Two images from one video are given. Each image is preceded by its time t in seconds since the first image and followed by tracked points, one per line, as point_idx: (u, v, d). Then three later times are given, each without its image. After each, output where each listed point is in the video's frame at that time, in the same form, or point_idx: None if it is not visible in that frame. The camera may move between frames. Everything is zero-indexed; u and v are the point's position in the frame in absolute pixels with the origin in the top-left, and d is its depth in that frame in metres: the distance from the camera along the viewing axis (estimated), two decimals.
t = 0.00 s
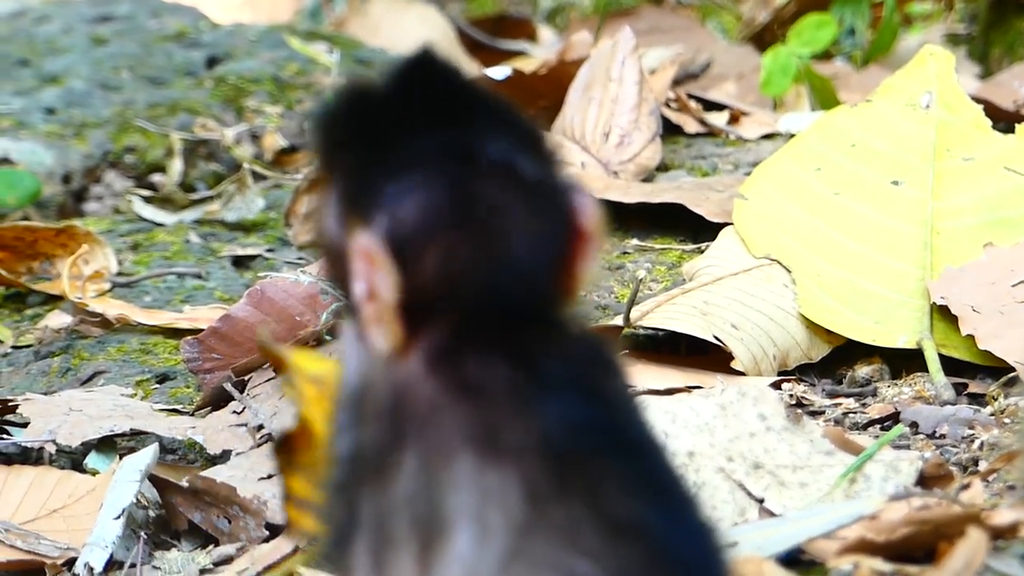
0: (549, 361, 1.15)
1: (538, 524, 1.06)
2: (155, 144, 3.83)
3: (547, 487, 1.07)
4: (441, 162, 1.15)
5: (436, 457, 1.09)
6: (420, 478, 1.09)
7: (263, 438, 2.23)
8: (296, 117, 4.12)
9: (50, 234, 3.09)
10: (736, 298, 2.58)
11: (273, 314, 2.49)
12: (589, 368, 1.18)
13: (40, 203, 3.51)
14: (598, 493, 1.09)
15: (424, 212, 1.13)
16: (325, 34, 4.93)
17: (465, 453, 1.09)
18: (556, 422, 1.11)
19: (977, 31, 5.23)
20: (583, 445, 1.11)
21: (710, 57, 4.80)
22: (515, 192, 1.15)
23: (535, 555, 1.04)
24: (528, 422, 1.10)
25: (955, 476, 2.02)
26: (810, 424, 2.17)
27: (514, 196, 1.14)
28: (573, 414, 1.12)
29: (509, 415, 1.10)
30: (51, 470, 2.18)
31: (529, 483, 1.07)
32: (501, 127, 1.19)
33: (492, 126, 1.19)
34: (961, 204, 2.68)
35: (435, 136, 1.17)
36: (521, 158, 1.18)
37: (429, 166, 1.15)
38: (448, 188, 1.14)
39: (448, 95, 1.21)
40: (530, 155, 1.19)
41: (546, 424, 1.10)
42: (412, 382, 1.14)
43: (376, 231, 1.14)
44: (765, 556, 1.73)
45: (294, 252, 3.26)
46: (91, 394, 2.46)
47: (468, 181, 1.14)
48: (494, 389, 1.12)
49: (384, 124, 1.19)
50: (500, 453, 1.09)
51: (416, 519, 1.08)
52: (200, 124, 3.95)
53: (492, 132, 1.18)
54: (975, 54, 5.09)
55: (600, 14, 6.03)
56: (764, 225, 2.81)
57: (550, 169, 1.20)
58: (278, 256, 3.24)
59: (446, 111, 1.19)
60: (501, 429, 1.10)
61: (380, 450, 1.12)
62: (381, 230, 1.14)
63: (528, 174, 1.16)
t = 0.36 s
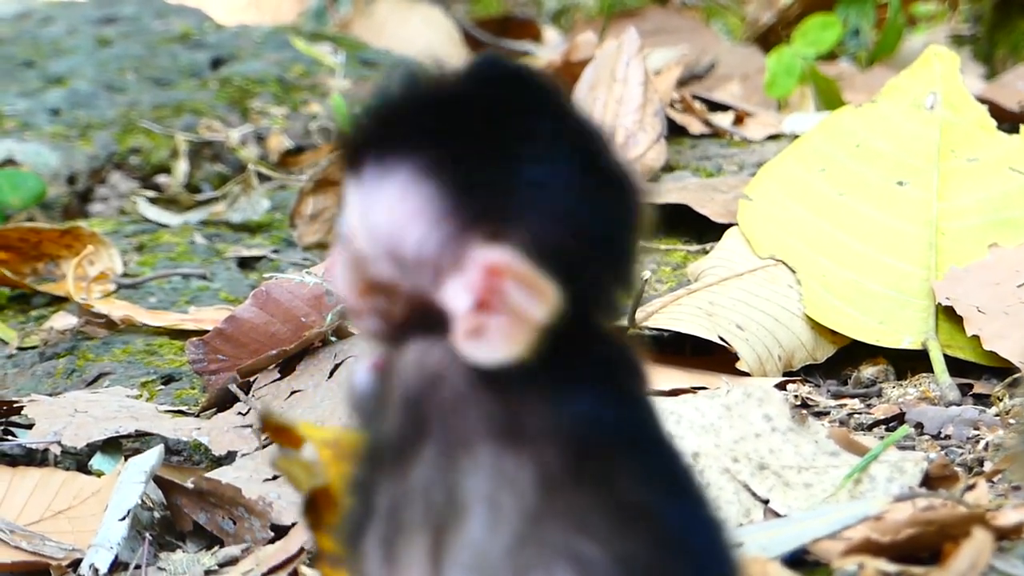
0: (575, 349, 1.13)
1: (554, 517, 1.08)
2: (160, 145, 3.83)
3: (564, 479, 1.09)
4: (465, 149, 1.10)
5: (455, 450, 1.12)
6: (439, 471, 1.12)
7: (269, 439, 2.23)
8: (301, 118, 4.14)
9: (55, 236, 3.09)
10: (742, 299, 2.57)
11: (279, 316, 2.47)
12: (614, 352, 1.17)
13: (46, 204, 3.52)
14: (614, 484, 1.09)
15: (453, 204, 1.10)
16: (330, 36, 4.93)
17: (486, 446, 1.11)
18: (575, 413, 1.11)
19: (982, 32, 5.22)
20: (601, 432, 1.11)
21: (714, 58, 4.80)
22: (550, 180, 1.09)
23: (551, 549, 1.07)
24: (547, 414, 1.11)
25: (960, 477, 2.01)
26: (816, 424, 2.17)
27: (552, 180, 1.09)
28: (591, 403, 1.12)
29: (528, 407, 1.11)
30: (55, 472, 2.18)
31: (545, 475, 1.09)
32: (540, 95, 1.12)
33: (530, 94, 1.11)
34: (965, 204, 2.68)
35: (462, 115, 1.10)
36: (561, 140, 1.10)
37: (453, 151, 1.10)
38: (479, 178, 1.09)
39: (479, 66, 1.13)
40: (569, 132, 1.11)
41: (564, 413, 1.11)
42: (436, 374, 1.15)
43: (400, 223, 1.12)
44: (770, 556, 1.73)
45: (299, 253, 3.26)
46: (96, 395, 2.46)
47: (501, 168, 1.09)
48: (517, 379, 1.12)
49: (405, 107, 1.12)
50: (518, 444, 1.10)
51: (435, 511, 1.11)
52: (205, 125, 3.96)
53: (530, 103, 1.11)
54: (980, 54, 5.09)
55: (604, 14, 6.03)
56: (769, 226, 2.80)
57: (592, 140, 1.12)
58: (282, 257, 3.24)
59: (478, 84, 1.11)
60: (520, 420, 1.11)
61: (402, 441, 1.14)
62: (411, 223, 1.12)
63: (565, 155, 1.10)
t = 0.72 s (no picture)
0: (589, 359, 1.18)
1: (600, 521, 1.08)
2: (166, 145, 3.83)
3: (603, 483, 1.09)
4: (501, 170, 1.13)
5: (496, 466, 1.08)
6: (482, 489, 1.08)
7: (273, 440, 2.23)
8: (306, 119, 4.16)
9: (60, 236, 3.08)
10: (747, 299, 2.57)
11: (283, 316, 2.49)
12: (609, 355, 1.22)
13: (51, 204, 3.52)
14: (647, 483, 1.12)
15: (494, 231, 1.13)
16: (335, 36, 4.93)
17: (532, 463, 1.08)
18: (601, 422, 1.12)
19: (988, 33, 5.22)
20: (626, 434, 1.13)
21: (720, 58, 4.80)
22: (578, 192, 1.14)
23: (599, 552, 1.07)
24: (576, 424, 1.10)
25: (965, 476, 2.01)
26: (821, 424, 2.17)
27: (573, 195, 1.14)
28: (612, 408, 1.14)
29: (562, 418, 1.10)
30: (59, 471, 2.17)
31: (583, 480, 1.08)
32: (545, 116, 1.16)
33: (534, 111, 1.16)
34: (971, 205, 2.67)
35: (490, 143, 1.13)
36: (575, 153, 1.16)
37: (489, 179, 1.13)
38: (518, 200, 1.13)
39: (485, 94, 1.16)
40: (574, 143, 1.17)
41: (594, 415, 1.11)
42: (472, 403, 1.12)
43: (437, 253, 1.13)
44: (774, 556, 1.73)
45: (305, 253, 3.26)
46: (100, 395, 2.46)
47: (536, 188, 1.13)
48: (548, 395, 1.12)
49: (416, 148, 1.14)
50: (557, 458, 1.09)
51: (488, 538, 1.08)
52: (210, 126, 3.96)
53: (540, 118, 1.16)
54: (986, 55, 5.08)
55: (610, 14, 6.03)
56: (774, 226, 2.80)
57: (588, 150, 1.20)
58: (288, 257, 3.25)
59: (491, 116, 1.15)
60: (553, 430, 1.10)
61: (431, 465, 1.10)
62: (452, 251, 1.13)
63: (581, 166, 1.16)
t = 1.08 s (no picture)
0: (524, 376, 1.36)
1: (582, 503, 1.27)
2: (173, 145, 3.85)
3: (585, 473, 1.27)
4: (438, 229, 1.29)
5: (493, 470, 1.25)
6: (490, 494, 1.24)
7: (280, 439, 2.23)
8: (314, 118, 4.15)
9: (68, 235, 3.09)
10: (754, 299, 2.57)
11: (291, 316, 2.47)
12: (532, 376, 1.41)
13: (59, 203, 3.52)
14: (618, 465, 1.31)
15: (449, 284, 1.29)
16: (343, 36, 4.93)
17: (524, 463, 1.25)
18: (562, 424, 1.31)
19: (995, 34, 5.20)
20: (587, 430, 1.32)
21: (728, 59, 4.79)
22: (490, 240, 1.34)
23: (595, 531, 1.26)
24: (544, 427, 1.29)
25: (973, 478, 2.00)
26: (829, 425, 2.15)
27: (488, 242, 1.34)
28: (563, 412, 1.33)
29: (537, 424, 1.29)
30: (67, 471, 2.17)
31: (570, 473, 1.26)
32: (446, 167, 1.33)
33: (440, 167, 1.32)
34: (978, 207, 2.67)
35: (424, 205, 1.28)
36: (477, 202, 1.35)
37: (431, 237, 1.28)
38: (457, 252, 1.30)
39: (401, 158, 1.30)
40: (471, 191, 1.35)
41: (558, 422, 1.31)
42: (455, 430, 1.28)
43: (405, 309, 1.27)
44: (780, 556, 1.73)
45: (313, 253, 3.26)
46: (109, 394, 2.47)
47: (469, 238, 1.31)
48: (515, 408, 1.30)
49: (354, 226, 1.26)
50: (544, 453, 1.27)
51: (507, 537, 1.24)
52: (218, 125, 3.96)
53: (446, 173, 1.32)
54: (993, 56, 5.07)
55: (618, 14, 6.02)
56: (782, 226, 2.80)
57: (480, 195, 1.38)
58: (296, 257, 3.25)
59: (417, 185, 1.29)
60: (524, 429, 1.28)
61: (435, 483, 1.27)
62: (417, 302, 1.27)
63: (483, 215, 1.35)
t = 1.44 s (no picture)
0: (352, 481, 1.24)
1: None
2: (210, 142, 3.85)
3: (473, 497, 1.24)
4: (182, 451, 1.18)
5: None
6: None
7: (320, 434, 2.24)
8: (350, 115, 4.15)
9: (105, 232, 3.06)
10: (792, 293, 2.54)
11: (329, 312, 2.43)
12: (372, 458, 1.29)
13: (96, 201, 3.54)
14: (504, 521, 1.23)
15: (214, 493, 1.19)
16: (378, 32, 4.93)
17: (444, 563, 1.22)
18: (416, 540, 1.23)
19: None
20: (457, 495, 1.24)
21: (765, 53, 4.74)
22: (248, 413, 1.21)
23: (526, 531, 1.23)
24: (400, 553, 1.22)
25: (1011, 472, 1.97)
26: (867, 420, 2.11)
27: (247, 420, 1.21)
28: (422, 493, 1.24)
29: (411, 498, 1.24)
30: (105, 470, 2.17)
31: (465, 507, 1.24)
32: (154, 378, 1.21)
33: (159, 375, 1.21)
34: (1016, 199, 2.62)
35: (157, 433, 1.18)
36: (219, 379, 1.22)
37: (182, 463, 1.18)
38: (211, 457, 1.19)
39: (113, 395, 1.20)
40: (206, 366, 1.23)
41: (424, 475, 1.25)
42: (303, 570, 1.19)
43: (189, 545, 1.18)
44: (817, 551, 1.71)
45: (350, 249, 3.26)
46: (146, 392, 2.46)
47: (220, 422, 1.20)
48: (359, 553, 1.22)
49: (88, 499, 1.17)
50: None
51: None
52: (254, 122, 3.97)
53: (166, 378, 1.21)
54: None
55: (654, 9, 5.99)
56: (819, 221, 2.77)
57: (220, 354, 1.25)
58: (333, 253, 3.25)
59: (138, 416, 1.19)
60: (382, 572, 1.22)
61: None
62: (198, 530, 1.18)
63: (232, 386, 1.22)
